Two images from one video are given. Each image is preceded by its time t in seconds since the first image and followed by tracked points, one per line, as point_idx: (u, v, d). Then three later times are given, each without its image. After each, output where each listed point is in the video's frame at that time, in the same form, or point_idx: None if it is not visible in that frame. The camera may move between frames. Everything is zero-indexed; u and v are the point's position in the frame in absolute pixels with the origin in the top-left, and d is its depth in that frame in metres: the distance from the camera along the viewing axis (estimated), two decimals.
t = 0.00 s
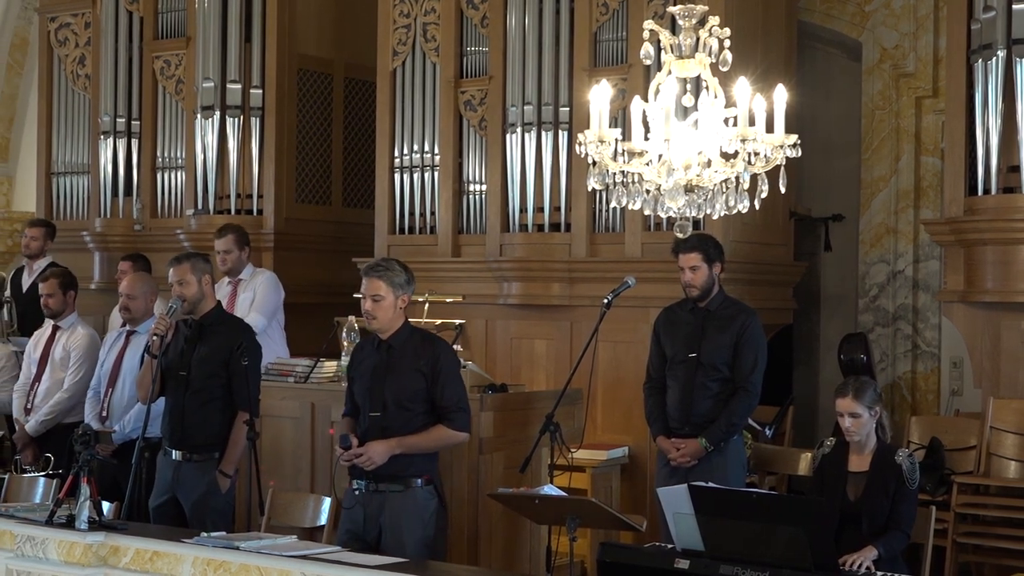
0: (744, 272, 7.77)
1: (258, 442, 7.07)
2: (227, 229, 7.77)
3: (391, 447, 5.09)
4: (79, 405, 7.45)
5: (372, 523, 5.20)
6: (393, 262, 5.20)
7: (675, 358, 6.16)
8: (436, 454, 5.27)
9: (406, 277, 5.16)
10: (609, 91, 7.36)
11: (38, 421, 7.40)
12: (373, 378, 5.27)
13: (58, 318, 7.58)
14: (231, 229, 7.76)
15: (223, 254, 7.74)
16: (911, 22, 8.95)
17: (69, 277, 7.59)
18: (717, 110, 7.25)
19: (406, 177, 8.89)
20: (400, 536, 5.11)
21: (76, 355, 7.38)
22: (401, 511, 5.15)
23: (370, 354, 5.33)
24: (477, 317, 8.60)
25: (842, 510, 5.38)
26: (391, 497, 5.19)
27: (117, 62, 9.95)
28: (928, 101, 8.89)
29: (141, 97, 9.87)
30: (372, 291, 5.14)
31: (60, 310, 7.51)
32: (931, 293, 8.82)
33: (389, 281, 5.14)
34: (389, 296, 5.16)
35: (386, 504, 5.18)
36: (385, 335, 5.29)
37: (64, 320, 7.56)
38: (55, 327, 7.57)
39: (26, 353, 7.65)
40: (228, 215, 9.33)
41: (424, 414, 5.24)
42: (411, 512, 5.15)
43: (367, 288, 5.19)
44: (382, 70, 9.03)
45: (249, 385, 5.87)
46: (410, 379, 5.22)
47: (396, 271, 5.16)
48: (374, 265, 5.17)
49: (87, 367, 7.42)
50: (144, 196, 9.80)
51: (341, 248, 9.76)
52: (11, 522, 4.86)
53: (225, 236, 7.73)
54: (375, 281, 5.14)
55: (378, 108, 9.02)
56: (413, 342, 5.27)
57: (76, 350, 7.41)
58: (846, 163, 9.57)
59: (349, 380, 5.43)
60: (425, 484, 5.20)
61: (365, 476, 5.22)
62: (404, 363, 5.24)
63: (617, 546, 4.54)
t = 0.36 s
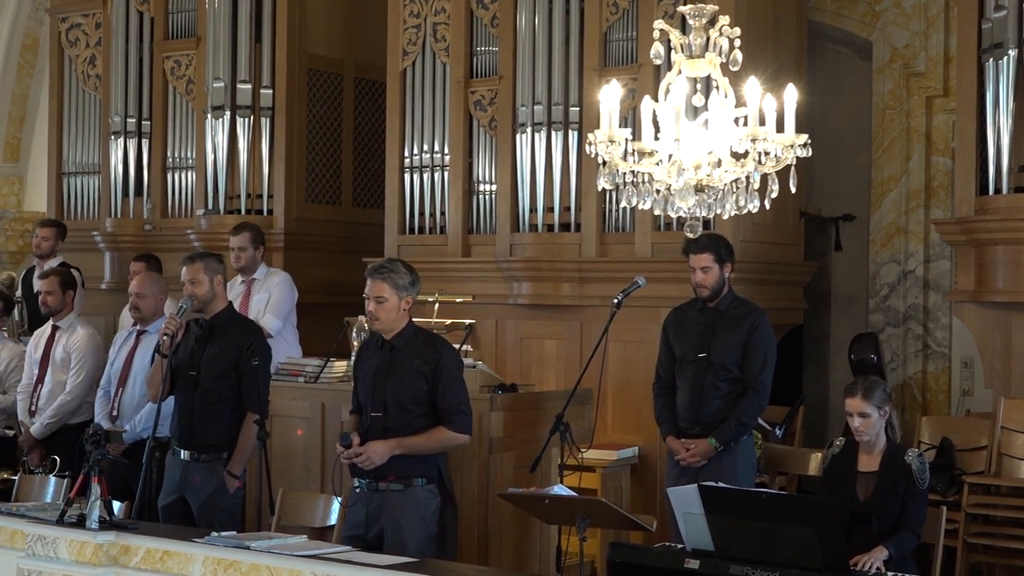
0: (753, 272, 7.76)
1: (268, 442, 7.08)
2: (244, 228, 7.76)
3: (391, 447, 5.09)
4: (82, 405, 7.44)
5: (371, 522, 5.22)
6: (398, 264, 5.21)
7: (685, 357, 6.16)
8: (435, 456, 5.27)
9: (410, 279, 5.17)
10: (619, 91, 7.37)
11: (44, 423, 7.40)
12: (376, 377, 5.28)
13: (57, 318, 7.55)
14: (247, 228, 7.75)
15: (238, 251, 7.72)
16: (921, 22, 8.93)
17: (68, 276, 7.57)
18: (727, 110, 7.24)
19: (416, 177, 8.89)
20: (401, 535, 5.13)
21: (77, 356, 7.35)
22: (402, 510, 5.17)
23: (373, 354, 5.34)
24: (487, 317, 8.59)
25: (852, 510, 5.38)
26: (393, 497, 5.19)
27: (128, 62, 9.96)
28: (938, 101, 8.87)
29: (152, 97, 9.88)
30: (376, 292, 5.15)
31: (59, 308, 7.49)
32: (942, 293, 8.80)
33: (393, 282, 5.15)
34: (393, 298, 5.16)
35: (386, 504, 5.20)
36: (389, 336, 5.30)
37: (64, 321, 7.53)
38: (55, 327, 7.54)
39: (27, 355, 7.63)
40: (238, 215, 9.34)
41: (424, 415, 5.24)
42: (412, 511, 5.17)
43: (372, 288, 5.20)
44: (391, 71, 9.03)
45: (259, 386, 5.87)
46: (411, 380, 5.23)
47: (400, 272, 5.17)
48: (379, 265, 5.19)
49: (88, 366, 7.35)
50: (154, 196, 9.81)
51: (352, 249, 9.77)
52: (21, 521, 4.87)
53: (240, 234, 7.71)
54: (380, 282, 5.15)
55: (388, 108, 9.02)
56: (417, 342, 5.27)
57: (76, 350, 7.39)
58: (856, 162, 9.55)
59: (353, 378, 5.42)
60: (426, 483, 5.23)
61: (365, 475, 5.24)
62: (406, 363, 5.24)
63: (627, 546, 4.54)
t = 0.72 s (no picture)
0: (761, 272, 7.75)
1: (275, 443, 7.09)
2: (249, 225, 7.74)
3: (378, 445, 5.09)
4: (85, 403, 7.44)
5: (358, 519, 5.25)
6: (392, 262, 5.22)
7: (691, 357, 6.16)
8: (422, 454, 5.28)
9: (404, 278, 5.18)
10: (626, 90, 7.37)
11: (47, 422, 7.39)
12: (366, 374, 5.30)
13: (55, 315, 7.52)
14: (252, 226, 7.73)
15: (242, 250, 7.71)
16: (928, 21, 8.91)
17: (66, 273, 7.47)
18: (734, 110, 7.24)
19: (423, 177, 8.89)
20: (388, 534, 5.15)
21: (77, 354, 7.34)
22: (387, 509, 5.18)
23: (364, 351, 5.38)
24: (494, 316, 8.59)
25: (858, 510, 5.37)
26: (380, 496, 5.20)
27: (135, 63, 9.97)
28: (946, 100, 8.86)
29: (159, 97, 9.89)
30: (369, 289, 5.17)
31: (57, 306, 7.41)
32: (949, 293, 8.78)
33: (387, 280, 5.17)
34: (385, 295, 5.18)
35: (372, 502, 5.22)
36: (379, 333, 5.32)
37: (62, 318, 7.50)
38: (53, 325, 7.52)
39: (26, 353, 7.61)
40: (244, 215, 9.35)
41: (412, 414, 5.26)
42: (398, 510, 5.19)
43: (365, 285, 5.22)
44: (398, 70, 9.03)
45: (266, 388, 5.85)
46: (401, 379, 5.24)
47: (393, 270, 5.18)
48: (373, 263, 5.21)
49: (88, 365, 7.36)
50: (161, 196, 9.81)
51: (359, 249, 9.77)
52: (30, 520, 4.87)
53: (246, 232, 7.69)
54: (373, 279, 5.17)
55: (395, 108, 9.02)
56: (408, 340, 5.29)
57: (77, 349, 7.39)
58: (864, 162, 9.54)
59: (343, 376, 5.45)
60: (411, 481, 5.23)
61: (352, 472, 5.28)
62: (395, 361, 5.26)
63: (634, 546, 4.53)
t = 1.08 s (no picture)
0: (770, 272, 7.75)
1: (284, 443, 7.13)
2: (250, 224, 7.76)
3: (370, 446, 5.12)
4: (93, 401, 7.46)
5: (347, 516, 5.30)
6: (391, 266, 5.28)
7: (700, 357, 6.14)
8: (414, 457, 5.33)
9: (400, 281, 5.23)
10: (635, 90, 7.37)
11: (55, 421, 7.41)
12: (360, 375, 5.32)
13: (59, 314, 7.54)
14: (254, 225, 7.76)
15: (245, 249, 7.68)
16: (937, 20, 8.90)
17: (69, 271, 7.56)
18: (743, 110, 7.24)
19: (432, 177, 8.89)
20: (376, 532, 5.20)
21: (83, 354, 7.37)
22: (377, 509, 5.23)
23: (360, 352, 5.40)
24: (502, 316, 8.58)
25: (867, 512, 5.36)
26: (369, 495, 5.25)
27: (144, 63, 9.98)
28: (955, 100, 8.84)
29: (168, 97, 9.90)
30: (366, 292, 5.22)
31: (61, 305, 7.45)
32: (958, 293, 8.76)
33: (383, 284, 5.22)
34: (382, 298, 5.23)
35: (361, 501, 5.26)
36: (377, 337, 5.35)
37: (66, 316, 7.52)
38: (58, 324, 7.55)
39: (33, 352, 7.63)
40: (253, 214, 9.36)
41: (405, 417, 5.29)
42: (387, 510, 5.23)
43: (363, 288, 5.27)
44: (407, 70, 9.03)
45: (270, 390, 5.85)
46: (396, 382, 5.28)
47: (391, 273, 5.23)
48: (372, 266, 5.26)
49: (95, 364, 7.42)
50: (170, 196, 9.83)
51: (367, 248, 9.76)
52: (40, 519, 4.88)
53: (248, 232, 7.71)
54: (370, 282, 5.22)
55: (404, 109, 9.02)
56: (405, 343, 5.31)
57: (83, 348, 7.41)
58: (873, 161, 9.52)
59: (340, 376, 5.49)
60: (401, 482, 5.27)
61: (344, 471, 5.32)
62: (389, 363, 5.28)
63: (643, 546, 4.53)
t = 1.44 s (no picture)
0: (782, 272, 7.70)
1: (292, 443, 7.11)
2: (252, 224, 7.67)
3: (377, 447, 5.12)
4: (101, 400, 7.43)
5: (354, 516, 5.29)
6: (396, 267, 5.23)
7: (712, 357, 6.11)
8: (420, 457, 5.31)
9: (407, 284, 5.20)
10: (645, 89, 7.34)
11: (63, 419, 7.38)
12: (367, 376, 5.30)
13: (71, 312, 7.51)
14: (257, 224, 7.67)
15: (248, 249, 7.59)
16: (950, 18, 8.84)
17: (80, 268, 7.50)
18: (754, 108, 7.21)
19: (441, 176, 8.85)
20: (383, 532, 5.20)
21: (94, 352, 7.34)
22: (384, 509, 5.22)
23: (366, 353, 5.37)
24: (512, 316, 8.55)
25: (881, 514, 5.32)
26: (376, 495, 5.24)
27: (152, 62, 9.97)
28: (968, 98, 8.78)
29: (176, 96, 9.88)
30: (372, 295, 5.19)
31: (72, 301, 7.41)
32: (971, 292, 8.70)
33: (390, 286, 5.19)
34: (388, 301, 5.20)
35: (369, 501, 5.25)
36: (383, 337, 5.33)
37: (78, 314, 7.49)
38: (69, 322, 7.51)
39: (44, 350, 7.61)
40: (262, 214, 9.33)
41: (411, 418, 5.26)
42: (395, 510, 5.22)
43: (368, 291, 5.24)
44: (416, 69, 9.00)
45: (280, 390, 5.82)
46: (401, 384, 5.24)
47: (396, 276, 5.19)
48: (377, 269, 5.22)
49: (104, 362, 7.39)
50: (178, 195, 9.81)
51: (375, 248, 9.73)
52: (48, 519, 4.87)
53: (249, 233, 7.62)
54: (376, 284, 5.19)
55: (413, 108, 8.99)
56: (411, 345, 5.29)
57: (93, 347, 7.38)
58: (885, 160, 9.47)
59: (346, 377, 5.47)
60: (408, 482, 5.26)
61: (351, 471, 5.29)
62: (395, 365, 5.26)
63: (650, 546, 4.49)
